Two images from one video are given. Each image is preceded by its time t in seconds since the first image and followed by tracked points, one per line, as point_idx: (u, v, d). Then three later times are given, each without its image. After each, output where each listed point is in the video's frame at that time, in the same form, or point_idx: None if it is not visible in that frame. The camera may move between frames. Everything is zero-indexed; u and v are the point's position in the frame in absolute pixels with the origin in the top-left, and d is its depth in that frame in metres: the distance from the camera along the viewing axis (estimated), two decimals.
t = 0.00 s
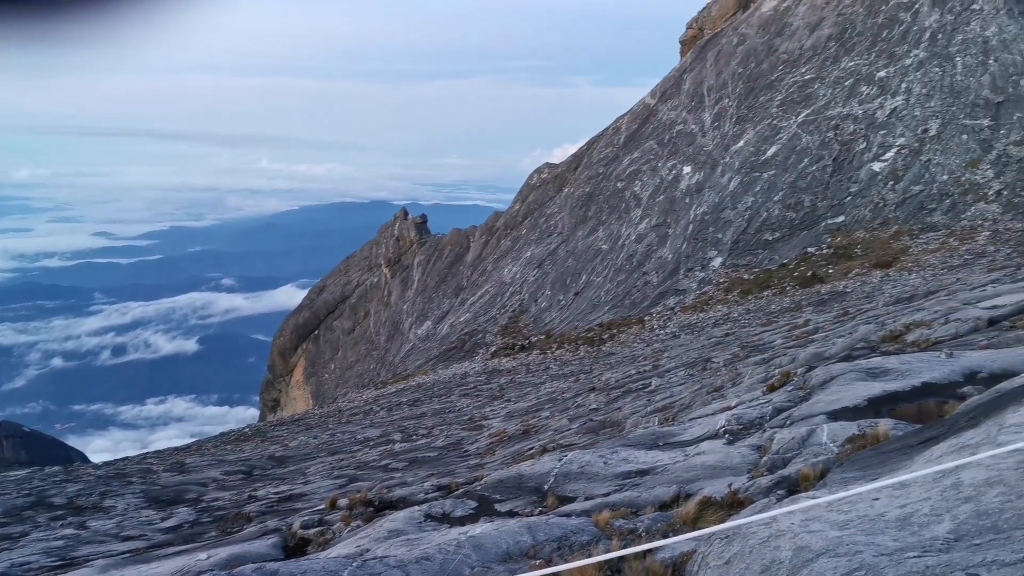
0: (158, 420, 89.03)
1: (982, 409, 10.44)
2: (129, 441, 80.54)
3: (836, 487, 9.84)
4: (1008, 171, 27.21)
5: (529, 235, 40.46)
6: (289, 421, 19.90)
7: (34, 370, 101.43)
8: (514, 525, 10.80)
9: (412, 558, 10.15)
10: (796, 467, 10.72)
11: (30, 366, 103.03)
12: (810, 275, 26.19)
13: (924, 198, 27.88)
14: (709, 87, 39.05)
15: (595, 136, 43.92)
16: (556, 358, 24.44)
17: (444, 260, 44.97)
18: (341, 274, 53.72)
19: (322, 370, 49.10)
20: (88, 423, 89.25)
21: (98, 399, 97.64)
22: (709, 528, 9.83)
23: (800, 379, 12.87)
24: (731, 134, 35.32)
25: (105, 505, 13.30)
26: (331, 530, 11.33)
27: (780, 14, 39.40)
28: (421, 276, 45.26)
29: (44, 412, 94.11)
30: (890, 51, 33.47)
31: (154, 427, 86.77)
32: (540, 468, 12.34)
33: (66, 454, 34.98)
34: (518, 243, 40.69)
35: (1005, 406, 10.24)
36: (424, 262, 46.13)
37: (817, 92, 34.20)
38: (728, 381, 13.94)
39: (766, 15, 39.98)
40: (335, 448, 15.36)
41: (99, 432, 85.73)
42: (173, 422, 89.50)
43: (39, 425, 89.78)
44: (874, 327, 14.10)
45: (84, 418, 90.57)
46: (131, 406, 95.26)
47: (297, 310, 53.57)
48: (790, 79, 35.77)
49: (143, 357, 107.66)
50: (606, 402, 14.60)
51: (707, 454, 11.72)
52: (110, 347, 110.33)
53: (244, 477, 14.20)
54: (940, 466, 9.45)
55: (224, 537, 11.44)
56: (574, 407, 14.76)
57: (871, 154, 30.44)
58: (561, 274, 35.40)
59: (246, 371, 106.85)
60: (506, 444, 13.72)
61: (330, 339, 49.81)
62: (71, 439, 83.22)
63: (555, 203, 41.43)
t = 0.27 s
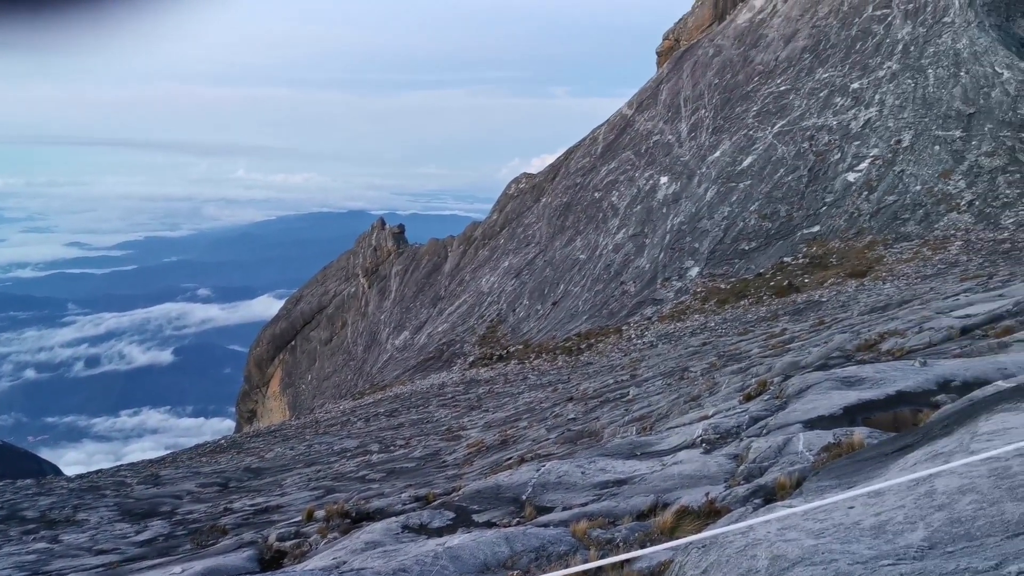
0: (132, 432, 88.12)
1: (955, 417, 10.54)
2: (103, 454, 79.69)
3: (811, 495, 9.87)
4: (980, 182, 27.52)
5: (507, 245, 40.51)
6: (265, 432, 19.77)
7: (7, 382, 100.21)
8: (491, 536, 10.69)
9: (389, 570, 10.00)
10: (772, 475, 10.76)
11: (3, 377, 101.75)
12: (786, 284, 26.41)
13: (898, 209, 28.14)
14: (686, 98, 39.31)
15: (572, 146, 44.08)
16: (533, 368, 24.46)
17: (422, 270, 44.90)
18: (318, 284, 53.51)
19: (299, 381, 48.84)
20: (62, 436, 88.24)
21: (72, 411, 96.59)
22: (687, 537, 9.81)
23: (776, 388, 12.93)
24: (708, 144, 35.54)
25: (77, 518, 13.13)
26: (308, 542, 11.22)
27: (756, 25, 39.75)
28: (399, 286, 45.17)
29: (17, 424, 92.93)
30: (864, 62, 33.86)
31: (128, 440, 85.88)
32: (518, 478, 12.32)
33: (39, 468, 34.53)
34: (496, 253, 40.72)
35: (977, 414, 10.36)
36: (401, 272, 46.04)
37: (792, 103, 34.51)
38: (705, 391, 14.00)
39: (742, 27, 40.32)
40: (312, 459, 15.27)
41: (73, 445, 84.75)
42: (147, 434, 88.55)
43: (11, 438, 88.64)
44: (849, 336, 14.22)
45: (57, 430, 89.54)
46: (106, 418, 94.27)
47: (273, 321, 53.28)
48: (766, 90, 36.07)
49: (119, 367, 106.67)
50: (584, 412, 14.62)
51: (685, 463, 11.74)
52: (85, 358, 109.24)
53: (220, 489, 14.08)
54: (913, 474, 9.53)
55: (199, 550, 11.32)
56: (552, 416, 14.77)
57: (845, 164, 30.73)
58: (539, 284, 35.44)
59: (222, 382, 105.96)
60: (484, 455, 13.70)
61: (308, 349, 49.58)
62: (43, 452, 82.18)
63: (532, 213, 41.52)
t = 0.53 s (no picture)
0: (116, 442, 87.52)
1: (939, 424, 10.60)
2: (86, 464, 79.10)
3: (796, 502, 9.88)
4: (962, 189, 27.64)
5: (493, 253, 40.55)
6: (250, 441, 19.69)
7: None
8: (477, 545, 10.52)
9: None
10: (757, 483, 10.75)
11: None
12: (771, 291, 26.55)
13: (882, 216, 28.29)
14: (671, 106, 39.50)
15: (558, 154, 44.18)
16: (518, 376, 24.45)
17: (407, 278, 44.84)
18: (303, 293, 53.42)
19: (283, 391, 48.68)
20: (45, 446, 87.60)
21: (55, 421, 95.93)
22: (671, 545, 9.79)
23: (762, 396, 12.97)
24: (692, 153, 35.69)
25: (59, 529, 13.03)
26: (292, 552, 11.13)
27: (740, 35, 39.98)
28: (384, 294, 45.10)
29: None
30: (847, 72, 34.11)
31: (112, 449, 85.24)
32: (504, 487, 12.29)
33: (22, 479, 34.27)
34: (481, 261, 40.73)
35: (959, 421, 10.43)
36: (386, 280, 45.98)
37: (776, 111, 34.69)
38: (690, 398, 14.03)
39: (726, 36, 40.54)
40: (297, 468, 15.21)
41: (56, 455, 84.11)
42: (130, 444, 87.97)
43: None
44: (833, 344, 14.29)
45: (40, 440, 88.87)
46: (90, 428, 93.63)
47: (258, 330, 53.15)
48: (750, 99, 36.26)
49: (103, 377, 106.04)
50: (570, 420, 14.64)
51: (670, 470, 11.73)
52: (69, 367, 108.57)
53: (204, 499, 14.01)
54: (897, 480, 9.56)
55: (182, 560, 11.23)
56: (538, 425, 14.77)
57: (829, 172, 30.90)
58: (524, 292, 35.47)
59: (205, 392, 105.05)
60: (470, 463, 13.69)
61: (293, 358, 49.41)
62: (25, 462, 81.50)
63: (518, 221, 41.57)
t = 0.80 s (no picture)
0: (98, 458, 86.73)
1: (921, 436, 10.65)
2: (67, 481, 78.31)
3: (780, 515, 9.87)
4: (942, 202, 27.91)
5: (477, 267, 40.56)
6: (234, 457, 19.58)
7: None
8: (460, 559, 10.36)
9: None
10: (741, 496, 10.74)
11: None
12: (755, 304, 26.69)
13: (864, 229, 28.49)
14: (654, 120, 39.70)
15: (542, 167, 44.29)
16: (503, 390, 24.42)
17: (392, 291, 44.78)
18: (287, 307, 53.25)
19: (268, 406, 48.41)
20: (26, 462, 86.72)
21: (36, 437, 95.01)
22: (656, 558, 9.75)
23: (746, 408, 13.00)
24: (676, 166, 35.87)
25: (40, 547, 12.89)
26: (276, 569, 11.03)
27: (722, 49, 40.25)
28: (369, 308, 45.03)
29: None
30: (829, 86, 34.40)
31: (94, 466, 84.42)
32: (488, 501, 12.25)
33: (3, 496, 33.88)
34: (466, 274, 40.73)
35: (941, 432, 10.50)
36: (371, 294, 45.93)
37: (758, 125, 34.91)
38: (675, 411, 14.05)
39: (708, 50, 40.78)
40: (281, 484, 15.13)
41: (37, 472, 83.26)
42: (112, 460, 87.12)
43: None
44: (816, 356, 14.36)
45: (21, 457, 87.96)
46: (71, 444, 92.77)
47: (242, 345, 52.91)
48: (733, 112, 36.47)
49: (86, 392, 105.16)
50: (555, 433, 14.64)
51: (655, 484, 11.72)
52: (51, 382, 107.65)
53: (186, 516, 13.91)
54: (880, 492, 9.59)
55: None
56: (523, 438, 14.76)
57: (812, 185, 31.08)
58: (509, 305, 35.48)
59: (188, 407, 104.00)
60: (455, 477, 13.66)
61: (277, 373, 49.17)
62: (5, 480, 80.58)
63: (503, 234, 41.63)
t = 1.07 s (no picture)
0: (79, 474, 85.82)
1: (903, 447, 10.70)
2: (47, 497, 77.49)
3: (764, 528, 9.86)
4: (924, 216, 28.13)
5: (462, 280, 40.54)
6: (217, 472, 19.46)
7: None
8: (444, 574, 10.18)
9: None
10: (725, 509, 10.72)
11: None
12: (739, 317, 26.81)
13: (846, 242, 28.65)
14: (638, 133, 39.88)
15: (527, 181, 44.36)
16: (489, 403, 24.39)
17: (376, 305, 44.70)
18: (271, 320, 53.05)
19: (251, 420, 48.11)
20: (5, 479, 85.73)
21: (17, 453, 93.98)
22: (640, 572, 9.70)
23: (730, 421, 13.03)
24: (660, 180, 36.03)
25: (20, 564, 12.76)
26: None
27: (705, 63, 40.49)
28: (353, 322, 44.94)
29: None
30: (811, 100, 34.68)
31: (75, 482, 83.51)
32: (473, 515, 12.20)
33: None
34: (451, 287, 40.71)
35: (923, 444, 10.55)
36: (355, 307, 45.84)
37: (742, 138, 35.10)
38: (660, 424, 14.07)
39: (692, 64, 41.00)
40: (264, 499, 15.05)
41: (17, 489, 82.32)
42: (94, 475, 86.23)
43: None
44: (800, 368, 14.41)
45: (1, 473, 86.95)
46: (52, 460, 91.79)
47: (225, 359, 52.65)
48: (717, 126, 36.66)
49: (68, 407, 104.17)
50: (540, 446, 14.65)
51: (639, 497, 11.71)
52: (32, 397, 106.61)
53: (168, 532, 13.80)
54: (862, 505, 9.60)
55: None
56: (508, 452, 14.76)
57: (795, 199, 31.27)
58: (494, 319, 35.48)
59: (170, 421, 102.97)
60: (440, 491, 13.63)
61: (260, 387, 48.91)
62: None
63: (488, 247, 41.65)
